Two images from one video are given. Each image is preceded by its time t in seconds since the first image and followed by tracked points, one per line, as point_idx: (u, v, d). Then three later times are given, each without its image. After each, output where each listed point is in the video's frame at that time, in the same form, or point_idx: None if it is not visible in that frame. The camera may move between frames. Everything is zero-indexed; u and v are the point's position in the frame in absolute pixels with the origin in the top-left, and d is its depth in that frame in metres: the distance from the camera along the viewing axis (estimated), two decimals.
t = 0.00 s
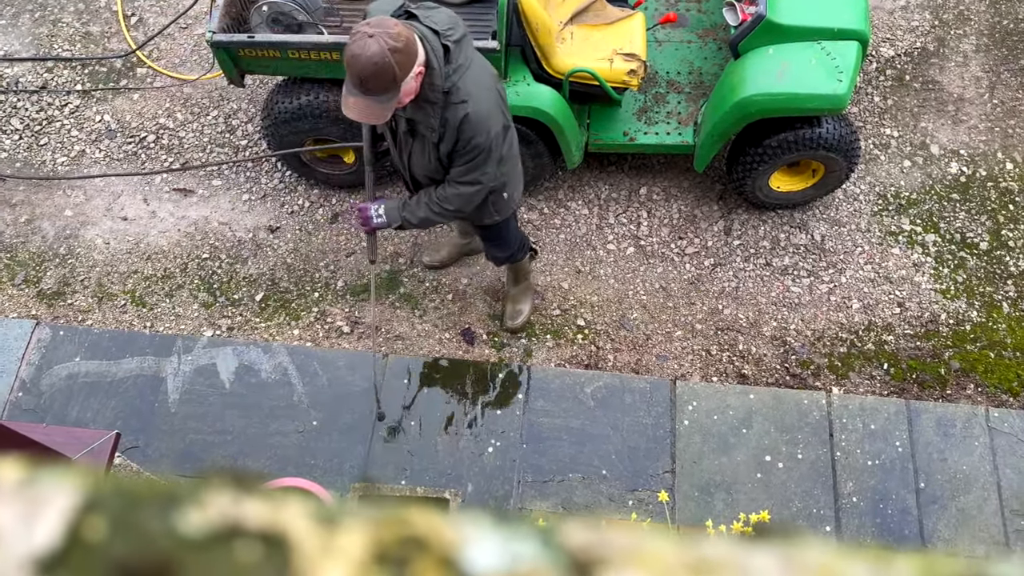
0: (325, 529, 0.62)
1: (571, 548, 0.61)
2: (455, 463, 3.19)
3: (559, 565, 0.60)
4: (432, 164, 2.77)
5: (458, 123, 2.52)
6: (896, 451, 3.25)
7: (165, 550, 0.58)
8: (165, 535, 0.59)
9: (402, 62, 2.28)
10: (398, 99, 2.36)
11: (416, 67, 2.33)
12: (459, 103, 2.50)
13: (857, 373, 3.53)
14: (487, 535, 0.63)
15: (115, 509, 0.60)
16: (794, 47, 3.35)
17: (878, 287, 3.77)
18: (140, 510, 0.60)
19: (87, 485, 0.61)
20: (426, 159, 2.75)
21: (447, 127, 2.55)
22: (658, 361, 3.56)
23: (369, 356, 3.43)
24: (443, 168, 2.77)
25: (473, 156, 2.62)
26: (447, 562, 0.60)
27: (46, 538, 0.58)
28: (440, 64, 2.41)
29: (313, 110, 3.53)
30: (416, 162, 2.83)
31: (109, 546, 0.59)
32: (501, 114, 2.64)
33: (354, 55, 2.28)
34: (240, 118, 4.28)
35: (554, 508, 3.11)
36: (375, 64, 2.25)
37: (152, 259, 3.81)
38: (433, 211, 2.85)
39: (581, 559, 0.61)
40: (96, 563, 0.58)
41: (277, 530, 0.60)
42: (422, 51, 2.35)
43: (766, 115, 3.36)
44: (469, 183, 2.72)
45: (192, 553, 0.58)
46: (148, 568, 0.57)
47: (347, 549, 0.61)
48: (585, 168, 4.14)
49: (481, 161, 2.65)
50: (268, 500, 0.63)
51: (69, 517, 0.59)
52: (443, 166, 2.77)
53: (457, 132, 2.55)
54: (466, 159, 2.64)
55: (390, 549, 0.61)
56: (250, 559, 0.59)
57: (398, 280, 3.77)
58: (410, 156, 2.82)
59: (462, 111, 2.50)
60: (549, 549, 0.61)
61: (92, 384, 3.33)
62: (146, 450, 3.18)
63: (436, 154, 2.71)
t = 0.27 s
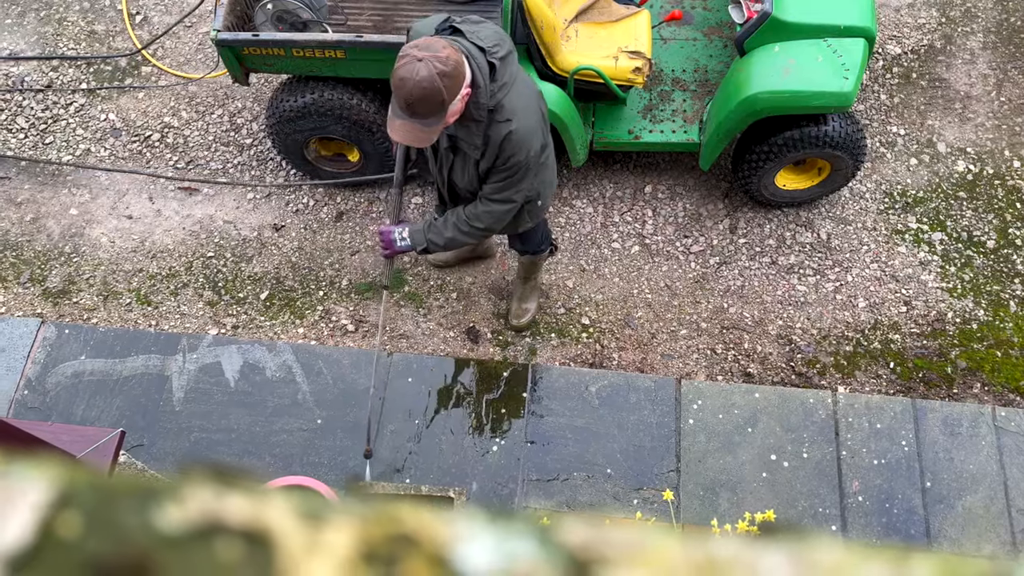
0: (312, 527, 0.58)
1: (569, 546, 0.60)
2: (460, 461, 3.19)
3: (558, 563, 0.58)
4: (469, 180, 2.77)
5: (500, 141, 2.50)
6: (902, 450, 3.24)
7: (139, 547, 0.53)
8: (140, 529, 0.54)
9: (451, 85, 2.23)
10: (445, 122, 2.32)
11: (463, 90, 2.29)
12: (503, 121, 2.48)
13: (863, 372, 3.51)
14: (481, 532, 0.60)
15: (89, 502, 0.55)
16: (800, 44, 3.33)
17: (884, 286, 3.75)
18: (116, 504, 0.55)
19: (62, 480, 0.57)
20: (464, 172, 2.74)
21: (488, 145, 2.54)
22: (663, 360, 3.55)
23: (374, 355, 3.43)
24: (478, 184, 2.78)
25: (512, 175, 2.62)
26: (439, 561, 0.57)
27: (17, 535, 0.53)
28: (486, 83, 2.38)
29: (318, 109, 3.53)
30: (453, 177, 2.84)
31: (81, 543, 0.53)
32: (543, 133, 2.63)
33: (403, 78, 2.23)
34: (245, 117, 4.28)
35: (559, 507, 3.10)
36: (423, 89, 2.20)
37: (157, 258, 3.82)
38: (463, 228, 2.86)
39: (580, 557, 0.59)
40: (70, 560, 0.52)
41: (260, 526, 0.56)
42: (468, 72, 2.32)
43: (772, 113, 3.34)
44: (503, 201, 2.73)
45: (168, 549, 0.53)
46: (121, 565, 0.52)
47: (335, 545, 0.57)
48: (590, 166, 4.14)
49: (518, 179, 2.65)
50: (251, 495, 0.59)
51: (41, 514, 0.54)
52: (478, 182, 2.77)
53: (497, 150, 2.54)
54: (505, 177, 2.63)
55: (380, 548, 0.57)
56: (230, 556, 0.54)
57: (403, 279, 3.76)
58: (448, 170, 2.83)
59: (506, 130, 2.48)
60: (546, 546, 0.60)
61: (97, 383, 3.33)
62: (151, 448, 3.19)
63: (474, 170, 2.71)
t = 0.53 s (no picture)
0: (321, 530, 0.57)
1: (584, 553, 0.59)
2: (467, 460, 3.19)
3: (573, 569, 0.58)
4: (487, 184, 2.78)
5: (519, 147, 2.51)
6: (911, 449, 3.22)
7: (149, 552, 0.53)
8: (150, 534, 0.54)
9: (469, 95, 2.24)
10: (463, 130, 2.33)
11: (481, 98, 2.29)
12: (521, 128, 2.48)
13: (872, 371, 3.50)
14: (493, 538, 0.60)
15: (98, 508, 0.55)
16: (809, 41, 3.32)
17: (893, 284, 3.74)
18: (124, 507, 0.55)
19: (70, 482, 0.57)
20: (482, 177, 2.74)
21: (507, 151, 2.54)
22: (671, 358, 3.54)
23: (382, 353, 3.44)
24: (497, 188, 2.79)
25: (531, 179, 2.62)
26: (450, 566, 0.57)
27: (29, 539, 0.54)
28: (504, 90, 2.38)
29: (325, 107, 3.54)
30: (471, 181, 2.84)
31: (90, 551, 0.53)
32: (561, 137, 2.63)
33: (422, 89, 2.24)
34: (253, 115, 4.29)
35: (566, 506, 3.10)
36: (442, 99, 2.21)
37: (166, 256, 3.83)
38: (483, 233, 2.87)
39: (596, 564, 0.58)
40: (78, 566, 0.53)
41: (268, 531, 0.56)
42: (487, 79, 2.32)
43: (781, 111, 3.33)
44: (522, 205, 2.74)
45: (178, 556, 0.53)
46: (130, 570, 0.52)
47: (346, 550, 0.56)
48: (598, 164, 4.13)
49: (537, 184, 2.66)
50: (260, 498, 0.59)
51: (51, 518, 0.54)
52: (497, 186, 2.78)
53: (516, 156, 2.54)
54: (524, 181, 2.63)
55: (390, 552, 0.57)
56: (240, 562, 0.55)
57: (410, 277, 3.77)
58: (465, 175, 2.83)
59: (525, 136, 2.49)
60: (559, 551, 0.59)
61: (107, 380, 3.35)
62: (160, 445, 3.20)
63: (492, 175, 2.72)
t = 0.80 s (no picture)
0: None
1: None
2: (477, 463, 3.19)
3: None
4: (490, 188, 2.77)
5: (523, 151, 2.50)
6: (924, 453, 3.20)
7: None
8: None
9: (474, 99, 2.23)
10: (469, 133, 2.33)
11: (487, 101, 2.29)
12: (527, 132, 2.48)
13: (883, 374, 3.47)
14: None
15: None
16: (820, 43, 3.30)
17: (904, 286, 3.71)
18: None
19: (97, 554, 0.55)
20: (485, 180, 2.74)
21: (511, 154, 2.53)
22: (680, 361, 3.53)
23: (391, 356, 3.44)
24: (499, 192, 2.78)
25: (534, 183, 2.62)
26: None
27: None
28: (510, 93, 2.38)
29: (335, 111, 3.55)
30: (475, 185, 2.84)
31: None
32: (565, 141, 2.63)
33: (428, 92, 2.24)
34: (263, 119, 4.31)
35: (576, 509, 3.09)
36: (447, 103, 2.20)
37: (176, 259, 3.86)
38: (482, 238, 2.85)
39: None
40: None
41: None
42: (493, 83, 2.31)
43: (792, 113, 3.31)
44: (523, 210, 2.73)
45: None
46: None
47: None
48: (607, 167, 4.12)
49: (540, 188, 2.65)
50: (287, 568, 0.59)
51: None
52: (499, 190, 2.77)
53: (520, 160, 2.54)
54: (527, 185, 2.63)
55: None
56: None
57: (420, 280, 3.77)
58: (469, 179, 2.83)
59: (530, 140, 2.48)
60: None
61: (118, 384, 3.36)
62: (171, 448, 3.22)
63: (495, 179, 2.71)
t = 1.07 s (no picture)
0: None
1: None
2: (489, 467, 3.18)
3: None
4: (496, 196, 2.76)
5: (528, 158, 2.49)
6: (939, 457, 3.17)
7: None
8: None
9: (477, 107, 2.23)
10: (473, 141, 2.33)
11: (491, 109, 2.28)
12: (532, 139, 2.47)
13: (898, 376, 3.44)
14: None
15: None
16: (833, 43, 3.27)
17: (919, 288, 3.68)
18: None
19: None
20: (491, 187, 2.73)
21: (516, 162, 2.52)
22: (693, 364, 3.51)
23: (403, 360, 3.44)
24: (504, 199, 2.77)
25: (538, 192, 2.60)
26: None
27: None
28: (515, 100, 2.37)
29: (345, 115, 3.55)
30: (481, 192, 2.83)
31: None
32: (571, 150, 2.62)
33: (430, 101, 2.24)
34: (274, 123, 4.32)
35: (589, 514, 3.08)
36: (449, 111, 2.20)
37: (188, 264, 3.87)
38: (485, 248, 2.83)
39: None
40: None
41: None
42: (497, 90, 2.31)
43: (804, 114, 3.29)
44: (528, 218, 2.72)
45: None
46: None
47: None
48: (618, 168, 4.11)
49: (544, 196, 2.64)
50: None
51: None
52: (505, 198, 2.76)
53: (525, 168, 2.53)
54: (532, 193, 2.61)
55: None
56: None
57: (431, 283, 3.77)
58: (476, 185, 2.82)
59: (535, 147, 2.47)
60: None
61: (131, 389, 3.38)
62: (184, 453, 3.23)
63: (500, 186, 2.70)
